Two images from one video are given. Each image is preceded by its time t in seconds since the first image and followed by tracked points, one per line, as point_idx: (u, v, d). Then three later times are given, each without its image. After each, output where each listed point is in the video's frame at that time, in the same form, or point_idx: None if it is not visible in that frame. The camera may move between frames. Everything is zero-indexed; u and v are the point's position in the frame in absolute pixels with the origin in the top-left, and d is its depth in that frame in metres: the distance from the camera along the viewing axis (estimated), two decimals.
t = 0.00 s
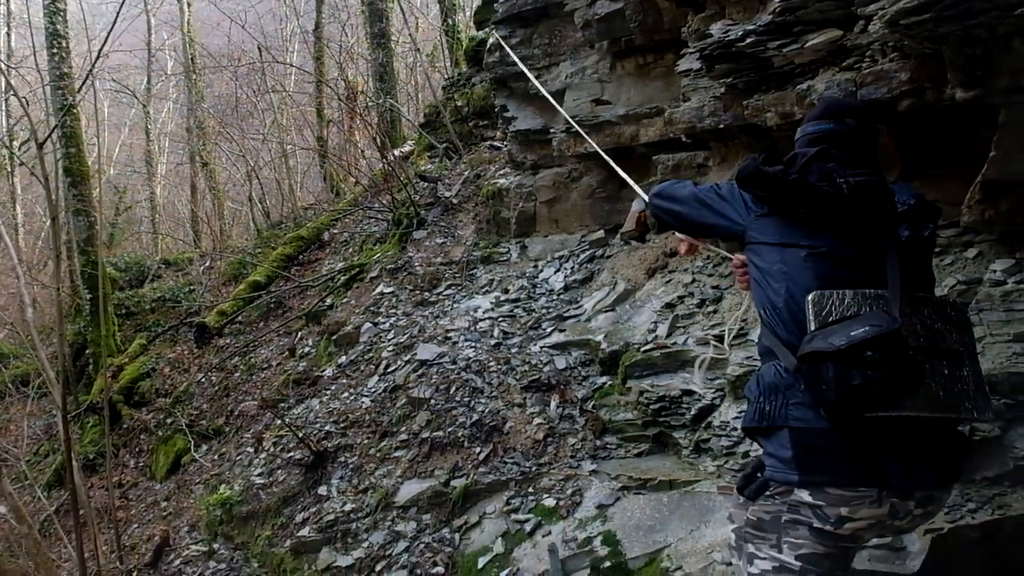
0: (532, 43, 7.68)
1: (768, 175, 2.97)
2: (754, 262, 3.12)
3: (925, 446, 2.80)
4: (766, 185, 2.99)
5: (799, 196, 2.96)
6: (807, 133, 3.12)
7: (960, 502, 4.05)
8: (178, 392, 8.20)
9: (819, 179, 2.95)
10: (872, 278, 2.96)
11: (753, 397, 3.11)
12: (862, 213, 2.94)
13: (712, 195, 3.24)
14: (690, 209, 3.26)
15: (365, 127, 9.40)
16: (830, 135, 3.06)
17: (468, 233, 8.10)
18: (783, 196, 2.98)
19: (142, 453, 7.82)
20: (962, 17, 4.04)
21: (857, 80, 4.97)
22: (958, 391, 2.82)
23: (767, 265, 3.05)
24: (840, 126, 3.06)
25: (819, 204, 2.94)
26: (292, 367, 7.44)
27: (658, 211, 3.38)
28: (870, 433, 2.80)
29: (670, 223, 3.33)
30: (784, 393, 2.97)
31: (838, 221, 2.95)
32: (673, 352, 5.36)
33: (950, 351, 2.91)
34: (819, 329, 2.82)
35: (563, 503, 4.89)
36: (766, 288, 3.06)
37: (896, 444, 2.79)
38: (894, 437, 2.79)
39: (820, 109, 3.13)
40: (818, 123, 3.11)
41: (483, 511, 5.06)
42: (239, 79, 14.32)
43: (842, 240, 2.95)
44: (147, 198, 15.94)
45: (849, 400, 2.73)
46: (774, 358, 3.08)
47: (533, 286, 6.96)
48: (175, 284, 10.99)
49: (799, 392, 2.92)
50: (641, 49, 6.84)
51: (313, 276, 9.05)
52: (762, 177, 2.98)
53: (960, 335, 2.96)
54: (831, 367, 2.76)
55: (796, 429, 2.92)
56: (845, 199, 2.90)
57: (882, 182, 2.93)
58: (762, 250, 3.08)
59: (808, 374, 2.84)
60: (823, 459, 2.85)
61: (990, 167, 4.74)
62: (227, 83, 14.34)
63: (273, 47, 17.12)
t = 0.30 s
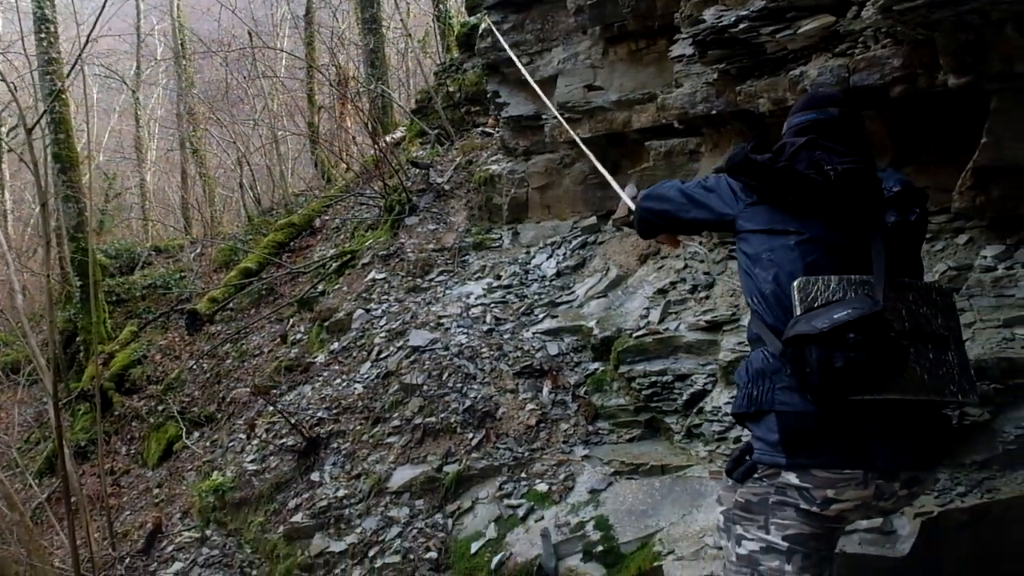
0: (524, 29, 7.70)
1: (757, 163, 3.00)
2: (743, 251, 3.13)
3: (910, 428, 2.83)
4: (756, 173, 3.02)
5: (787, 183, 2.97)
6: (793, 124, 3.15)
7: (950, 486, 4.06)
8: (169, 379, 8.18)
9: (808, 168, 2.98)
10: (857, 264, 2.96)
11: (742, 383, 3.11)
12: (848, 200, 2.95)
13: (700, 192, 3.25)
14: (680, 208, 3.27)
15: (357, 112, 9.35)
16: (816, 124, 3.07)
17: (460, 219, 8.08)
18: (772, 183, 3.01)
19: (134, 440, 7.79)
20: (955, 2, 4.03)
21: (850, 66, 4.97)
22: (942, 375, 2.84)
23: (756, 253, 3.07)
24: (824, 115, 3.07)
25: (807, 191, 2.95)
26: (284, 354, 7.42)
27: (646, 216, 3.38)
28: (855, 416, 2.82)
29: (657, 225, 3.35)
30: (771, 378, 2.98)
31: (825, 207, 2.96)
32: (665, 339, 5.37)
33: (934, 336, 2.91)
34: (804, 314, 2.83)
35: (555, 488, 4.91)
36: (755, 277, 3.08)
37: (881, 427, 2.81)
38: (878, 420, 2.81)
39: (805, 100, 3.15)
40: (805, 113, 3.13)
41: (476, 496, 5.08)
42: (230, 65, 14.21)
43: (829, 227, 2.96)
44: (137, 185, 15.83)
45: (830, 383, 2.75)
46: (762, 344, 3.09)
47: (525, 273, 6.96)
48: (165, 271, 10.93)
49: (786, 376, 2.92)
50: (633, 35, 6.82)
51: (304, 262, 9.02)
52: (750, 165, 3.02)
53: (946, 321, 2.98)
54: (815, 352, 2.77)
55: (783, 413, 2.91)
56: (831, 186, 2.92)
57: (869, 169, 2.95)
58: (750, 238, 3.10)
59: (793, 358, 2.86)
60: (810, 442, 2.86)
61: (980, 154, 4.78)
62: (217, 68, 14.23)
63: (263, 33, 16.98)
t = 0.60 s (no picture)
0: (507, 14, 7.63)
1: (738, 155, 3.04)
2: (730, 245, 3.14)
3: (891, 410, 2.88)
4: (739, 165, 3.06)
5: (769, 173, 3.01)
6: (769, 118, 3.17)
7: (929, 469, 4.08)
8: (151, 366, 8.14)
9: (788, 157, 3.00)
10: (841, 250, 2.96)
11: (728, 371, 3.09)
12: (831, 187, 2.98)
13: (682, 200, 3.25)
14: (667, 222, 3.26)
15: (339, 98, 9.29)
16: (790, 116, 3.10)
17: (443, 205, 8.07)
18: (754, 174, 3.04)
19: (115, 428, 7.75)
20: None
21: (832, 52, 4.96)
22: (925, 356, 2.86)
23: (742, 243, 3.08)
24: (794, 107, 3.10)
25: (790, 179, 2.98)
26: (266, 341, 7.39)
27: (636, 239, 3.38)
28: (841, 398, 2.86)
29: (645, 244, 3.35)
30: (757, 364, 2.97)
31: (807, 195, 2.99)
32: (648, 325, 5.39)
33: (916, 319, 2.92)
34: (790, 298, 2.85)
35: (539, 473, 4.93)
36: (742, 268, 3.09)
37: (866, 409, 2.86)
38: (863, 401, 2.86)
39: (780, 93, 3.18)
40: (780, 106, 3.15)
41: (459, 482, 5.09)
42: (210, 50, 14.06)
43: (812, 214, 2.98)
44: (117, 171, 15.68)
45: (818, 361, 2.78)
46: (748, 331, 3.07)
47: (508, 259, 6.95)
48: (146, 258, 10.86)
49: (772, 361, 2.92)
50: (616, 21, 6.79)
51: (286, 249, 8.96)
52: (733, 157, 3.06)
53: (925, 304, 2.98)
54: (802, 333, 2.79)
55: (770, 400, 2.91)
56: (813, 173, 2.95)
57: (847, 157, 2.99)
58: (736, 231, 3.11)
59: (779, 340, 2.86)
60: (797, 425, 2.87)
61: (961, 140, 4.84)
62: (198, 54, 14.07)
63: (245, 18, 16.81)
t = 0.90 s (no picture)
0: (486, 2, 7.59)
1: (729, 148, 3.05)
2: (718, 237, 3.15)
3: (867, 402, 2.86)
4: (731, 158, 3.07)
5: (759, 166, 3.00)
6: (765, 113, 3.12)
7: (905, 458, 4.12)
8: (127, 355, 8.08)
9: (778, 152, 2.99)
10: (824, 243, 2.94)
11: (711, 360, 3.12)
12: (818, 184, 2.98)
13: (673, 197, 3.25)
14: (661, 220, 3.26)
15: (317, 85, 9.22)
16: (786, 112, 3.06)
17: (422, 194, 8.04)
18: (744, 167, 3.04)
19: (91, 417, 7.69)
20: None
21: (811, 42, 4.93)
22: (902, 352, 2.87)
23: (729, 235, 3.09)
24: (795, 105, 3.07)
25: (778, 173, 2.98)
26: (243, 329, 7.34)
27: (628, 238, 3.38)
28: (817, 389, 2.85)
29: (637, 243, 3.35)
30: (738, 352, 2.99)
31: (795, 188, 2.99)
32: (628, 314, 5.37)
33: (896, 315, 2.93)
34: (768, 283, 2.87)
35: (518, 462, 4.93)
36: (726, 260, 3.10)
37: (844, 401, 2.85)
38: (841, 392, 2.85)
39: (777, 90, 3.16)
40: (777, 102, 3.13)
41: (438, 471, 5.09)
42: (187, 36, 13.91)
43: (800, 208, 2.98)
44: (93, 158, 15.51)
45: (792, 345, 2.78)
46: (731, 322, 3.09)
47: (488, 248, 6.94)
48: (123, 246, 10.77)
49: (752, 350, 2.94)
50: (596, 9, 6.77)
51: (264, 237, 8.91)
52: (723, 150, 3.07)
53: (905, 301, 2.98)
54: (779, 318, 2.80)
55: (749, 387, 2.92)
56: (801, 167, 2.95)
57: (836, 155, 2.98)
58: (723, 223, 3.12)
59: (756, 327, 2.87)
60: (773, 414, 2.87)
61: (939, 131, 4.83)
62: (175, 40, 13.93)
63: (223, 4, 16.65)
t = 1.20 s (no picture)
0: None
1: (716, 149, 3.02)
2: (708, 238, 3.12)
3: (861, 400, 2.85)
4: (717, 158, 3.05)
5: (747, 165, 2.99)
6: (751, 112, 3.12)
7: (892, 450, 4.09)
8: (111, 346, 8.06)
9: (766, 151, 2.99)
10: (816, 240, 2.93)
11: (706, 361, 3.09)
12: (807, 181, 2.96)
13: (660, 198, 3.24)
14: (648, 221, 3.26)
15: (302, 74, 9.19)
16: (771, 112, 3.06)
17: (408, 184, 8.03)
18: (732, 167, 3.03)
19: (75, 408, 7.65)
20: None
21: (797, 32, 4.83)
22: (897, 348, 2.85)
23: (720, 236, 3.06)
24: (781, 104, 3.07)
25: (766, 172, 2.96)
26: (228, 320, 7.32)
27: (615, 237, 3.38)
28: (812, 387, 2.83)
29: (625, 243, 3.35)
30: (733, 352, 2.96)
31: (784, 187, 2.97)
32: (614, 305, 5.38)
33: (889, 313, 2.90)
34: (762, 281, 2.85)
35: (504, 453, 4.93)
36: (719, 259, 3.07)
37: (837, 399, 2.83)
38: (838, 391, 2.83)
39: (761, 93, 3.15)
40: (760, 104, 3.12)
41: (424, 462, 5.08)
42: (172, 25, 13.82)
43: (789, 206, 2.95)
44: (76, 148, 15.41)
45: (789, 344, 2.76)
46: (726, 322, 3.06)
47: (474, 238, 6.93)
48: (107, 236, 10.73)
49: (748, 349, 2.92)
50: None
51: (249, 227, 8.89)
52: (711, 151, 3.04)
53: (899, 297, 2.95)
54: (774, 315, 2.79)
55: (745, 387, 2.89)
56: (790, 166, 2.93)
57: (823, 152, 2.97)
58: (713, 224, 3.09)
59: (752, 327, 2.87)
60: (769, 414, 2.85)
61: (925, 121, 4.75)
62: (159, 29, 13.84)
63: None
